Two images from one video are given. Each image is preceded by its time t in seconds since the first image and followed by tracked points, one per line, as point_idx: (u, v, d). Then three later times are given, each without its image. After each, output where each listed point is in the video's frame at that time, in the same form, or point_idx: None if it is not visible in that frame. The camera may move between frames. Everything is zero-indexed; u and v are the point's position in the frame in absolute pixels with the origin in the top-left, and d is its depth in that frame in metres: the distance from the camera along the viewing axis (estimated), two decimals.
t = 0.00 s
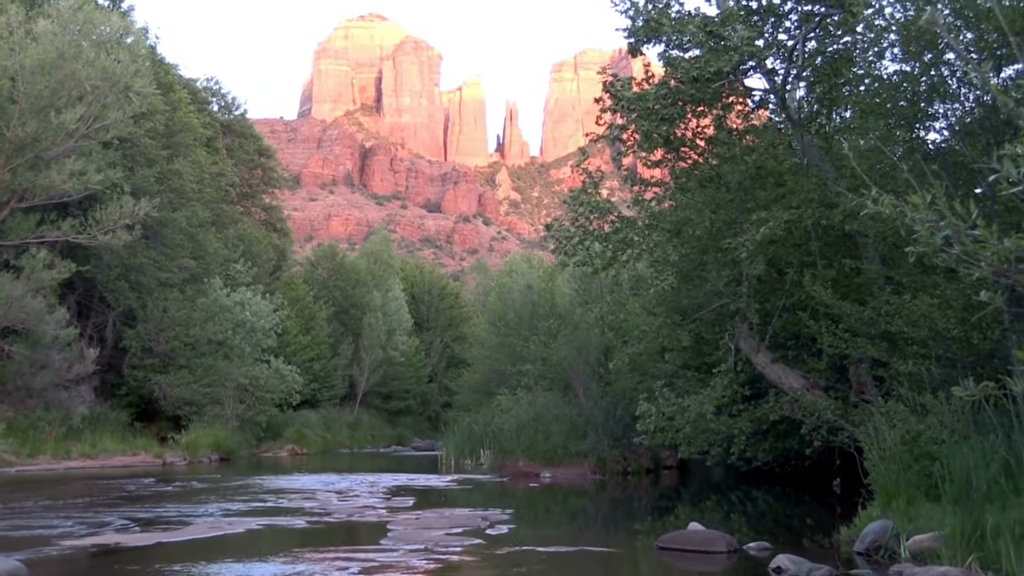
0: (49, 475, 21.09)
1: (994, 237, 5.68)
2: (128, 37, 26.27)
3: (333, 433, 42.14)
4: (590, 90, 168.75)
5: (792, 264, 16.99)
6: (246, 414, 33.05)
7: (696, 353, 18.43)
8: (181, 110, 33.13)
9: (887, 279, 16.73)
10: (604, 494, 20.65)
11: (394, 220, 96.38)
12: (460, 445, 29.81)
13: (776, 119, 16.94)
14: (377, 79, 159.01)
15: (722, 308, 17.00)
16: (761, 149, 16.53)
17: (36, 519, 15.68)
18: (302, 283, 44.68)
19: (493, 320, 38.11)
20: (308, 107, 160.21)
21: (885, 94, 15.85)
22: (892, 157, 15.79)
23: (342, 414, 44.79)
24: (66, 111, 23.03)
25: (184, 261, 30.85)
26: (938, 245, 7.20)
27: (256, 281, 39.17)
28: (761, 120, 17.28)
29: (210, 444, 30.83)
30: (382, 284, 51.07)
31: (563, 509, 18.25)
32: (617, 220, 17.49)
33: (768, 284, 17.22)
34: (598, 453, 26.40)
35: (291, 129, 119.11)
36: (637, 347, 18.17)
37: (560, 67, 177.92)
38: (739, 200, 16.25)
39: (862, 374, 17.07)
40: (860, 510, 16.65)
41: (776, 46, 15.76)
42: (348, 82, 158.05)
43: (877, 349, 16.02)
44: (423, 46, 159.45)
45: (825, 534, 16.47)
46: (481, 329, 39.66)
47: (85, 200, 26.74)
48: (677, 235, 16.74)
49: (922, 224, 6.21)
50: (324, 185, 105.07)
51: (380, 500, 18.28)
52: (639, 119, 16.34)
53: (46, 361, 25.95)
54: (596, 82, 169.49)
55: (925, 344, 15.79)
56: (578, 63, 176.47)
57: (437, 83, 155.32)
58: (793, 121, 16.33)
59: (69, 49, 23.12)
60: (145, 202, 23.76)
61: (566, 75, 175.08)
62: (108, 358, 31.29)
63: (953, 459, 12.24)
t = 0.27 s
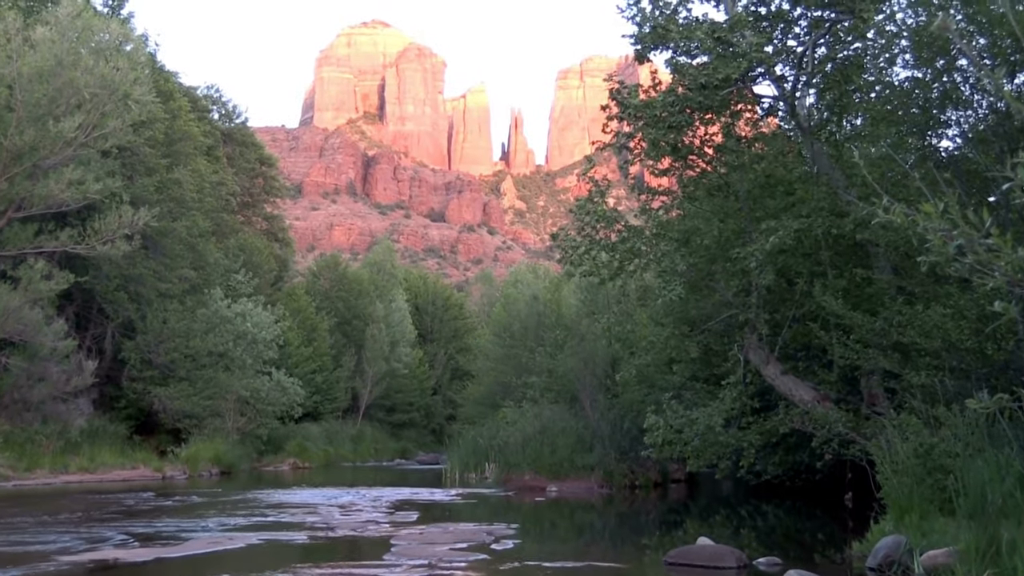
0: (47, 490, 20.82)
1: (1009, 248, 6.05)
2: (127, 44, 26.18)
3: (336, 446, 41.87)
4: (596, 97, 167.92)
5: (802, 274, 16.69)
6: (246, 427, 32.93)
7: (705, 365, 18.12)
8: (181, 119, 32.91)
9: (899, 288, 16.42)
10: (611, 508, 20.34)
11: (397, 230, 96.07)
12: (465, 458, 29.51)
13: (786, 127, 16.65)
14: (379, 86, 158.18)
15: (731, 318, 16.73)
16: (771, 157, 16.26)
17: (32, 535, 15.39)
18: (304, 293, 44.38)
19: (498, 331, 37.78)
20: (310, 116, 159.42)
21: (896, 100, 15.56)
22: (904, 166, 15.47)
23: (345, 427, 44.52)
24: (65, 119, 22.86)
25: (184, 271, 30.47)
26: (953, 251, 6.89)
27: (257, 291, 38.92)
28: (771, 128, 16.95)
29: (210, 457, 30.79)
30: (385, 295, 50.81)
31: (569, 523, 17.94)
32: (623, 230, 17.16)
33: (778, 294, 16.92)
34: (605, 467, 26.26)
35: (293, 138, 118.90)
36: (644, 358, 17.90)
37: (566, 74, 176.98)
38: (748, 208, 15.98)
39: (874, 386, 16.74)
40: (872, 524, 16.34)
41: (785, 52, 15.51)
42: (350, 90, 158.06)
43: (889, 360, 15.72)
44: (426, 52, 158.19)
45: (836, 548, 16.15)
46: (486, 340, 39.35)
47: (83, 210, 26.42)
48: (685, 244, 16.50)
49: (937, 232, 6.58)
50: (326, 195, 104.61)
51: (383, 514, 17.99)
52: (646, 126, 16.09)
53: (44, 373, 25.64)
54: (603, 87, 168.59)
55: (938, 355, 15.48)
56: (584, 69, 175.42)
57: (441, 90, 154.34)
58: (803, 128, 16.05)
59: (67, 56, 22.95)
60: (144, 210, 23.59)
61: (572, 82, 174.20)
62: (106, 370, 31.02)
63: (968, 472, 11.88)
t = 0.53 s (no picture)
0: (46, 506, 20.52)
1: None
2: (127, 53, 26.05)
3: (340, 461, 41.58)
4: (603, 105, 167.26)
5: (814, 286, 16.39)
6: (248, 442, 32.56)
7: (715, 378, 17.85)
8: (182, 128, 32.70)
9: (913, 300, 16.12)
10: (620, 524, 20.01)
11: (401, 241, 95.77)
12: (471, 473, 29.19)
13: (797, 136, 16.36)
14: (383, 95, 157.26)
15: (742, 330, 16.43)
16: (783, 166, 15.96)
17: (29, 552, 15.08)
18: (307, 306, 44.08)
19: (504, 344, 37.50)
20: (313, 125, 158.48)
21: (910, 108, 15.21)
22: (917, 176, 15.18)
23: (349, 441, 44.24)
24: (65, 129, 22.70)
25: (186, 283, 30.30)
26: (968, 263, 7.00)
27: (260, 303, 38.65)
28: (782, 137, 16.66)
29: (212, 472, 30.38)
30: (389, 307, 50.48)
31: (578, 540, 17.62)
32: (632, 241, 16.84)
33: (790, 306, 16.61)
34: (614, 482, 26.02)
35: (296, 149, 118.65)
36: (654, 372, 17.61)
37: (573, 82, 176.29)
38: (759, 219, 15.73)
39: (888, 400, 16.41)
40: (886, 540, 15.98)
41: (796, 60, 15.25)
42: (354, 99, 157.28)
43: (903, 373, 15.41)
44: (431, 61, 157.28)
45: (851, 566, 15.80)
46: (492, 352, 39.05)
47: (82, 221, 25.89)
48: (695, 255, 16.23)
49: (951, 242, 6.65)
50: (330, 206, 103.77)
51: (388, 531, 17.68)
52: (655, 135, 15.80)
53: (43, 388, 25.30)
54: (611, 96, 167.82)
55: (953, 368, 15.17)
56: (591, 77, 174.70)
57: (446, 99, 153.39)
58: (814, 137, 15.79)
59: (67, 65, 22.80)
60: (145, 221, 23.41)
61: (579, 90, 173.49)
62: (106, 384, 30.75)
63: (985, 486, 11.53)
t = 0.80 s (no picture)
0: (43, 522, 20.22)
1: None
2: (126, 59, 25.78)
3: (342, 477, 41.30)
4: (609, 114, 166.56)
5: (825, 297, 16.08)
6: (249, 456, 32.35)
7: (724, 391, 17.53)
8: (182, 137, 32.42)
9: (926, 311, 15.79)
10: (628, 539, 19.66)
11: (405, 253, 95.51)
12: (476, 488, 28.86)
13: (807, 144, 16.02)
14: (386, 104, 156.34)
15: (751, 342, 16.13)
16: (792, 175, 15.60)
17: (23, 569, 14.76)
18: (309, 317, 43.76)
19: (510, 356, 37.18)
20: (315, 133, 157.58)
21: (921, 117, 15.02)
22: (930, 185, 14.89)
23: (351, 456, 43.95)
24: (63, 138, 22.44)
25: (187, 295, 30.04)
26: (983, 273, 7.32)
27: (261, 314, 38.34)
28: (792, 145, 16.32)
29: (212, 488, 30.16)
30: (393, 319, 50.14)
31: (585, 556, 17.28)
32: (639, 251, 16.68)
33: (801, 317, 16.29)
34: (621, 497, 25.73)
35: (297, 159, 118.29)
36: (662, 385, 17.30)
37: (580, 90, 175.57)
38: (769, 229, 15.45)
39: (901, 413, 16.07)
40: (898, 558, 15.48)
41: (806, 67, 14.91)
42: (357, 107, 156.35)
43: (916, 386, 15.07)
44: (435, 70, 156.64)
45: None
46: (498, 365, 38.70)
47: (81, 232, 25.79)
48: (703, 266, 15.94)
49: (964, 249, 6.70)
50: (332, 216, 103.72)
51: (391, 547, 17.35)
52: (663, 144, 15.55)
53: (39, 402, 24.93)
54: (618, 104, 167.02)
55: (966, 380, 14.86)
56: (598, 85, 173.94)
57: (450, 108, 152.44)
58: (825, 146, 15.36)
59: (65, 74, 22.56)
60: (144, 232, 22.96)
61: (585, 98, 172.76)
62: (104, 397, 30.52)
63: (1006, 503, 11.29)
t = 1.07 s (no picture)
0: (37, 539, 19.93)
1: None
2: (121, 68, 25.57)
3: (342, 492, 40.99)
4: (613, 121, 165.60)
5: (833, 309, 15.78)
6: (246, 470, 32.34)
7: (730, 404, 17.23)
8: (178, 146, 32.19)
9: (936, 323, 15.50)
10: (633, 556, 19.33)
11: (405, 263, 95.15)
12: (478, 503, 28.54)
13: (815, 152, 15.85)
14: (387, 112, 155.32)
15: (758, 354, 15.84)
16: (800, 184, 15.27)
17: None
18: (308, 329, 43.41)
19: (512, 368, 36.89)
20: (314, 141, 156.54)
21: (931, 125, 14.74)
22: (940, 194, 14.63)
23: (351, 470, 43.62)
24: (57, 147, 22.23)
25: (183, 307, 29.47)
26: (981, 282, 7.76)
27: (258, 326, 38.01)
28: (799, 154, 16.03)
29: (209, 503, 29.92)
30: (394, 330, 49.79)
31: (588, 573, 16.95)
32: (644, 262, 16.36)
33: (809, 329, 15.99)
34: (625, 512, 25.42)
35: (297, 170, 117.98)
36: (667, 398, 17.00)
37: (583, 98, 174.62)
38: (775, 239, 15.25)
39: (911, 427, 15.75)
40: None
41: (814, 74, 14.70)
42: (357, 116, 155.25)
43: (927, 399, 14.76)
44: (436, 78, 155.34)
45: None
46: (500, 378, 38.37)
47: (76, 242, 25.38)
48: (709, 276, 15.68)
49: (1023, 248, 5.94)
50: (331, 227, 103.13)
51: (391, 564, 17.03)
52: (668, 153, 15.35)
53: (33, 416, 24.49)
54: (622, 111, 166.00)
55: (978, 394, 14.58)
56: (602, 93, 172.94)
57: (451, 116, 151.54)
58: (833, 155, 15.04)
59: (59, 82, 22.35)
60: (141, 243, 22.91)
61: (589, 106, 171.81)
62: (99, 411, 30.18)
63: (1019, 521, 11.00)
